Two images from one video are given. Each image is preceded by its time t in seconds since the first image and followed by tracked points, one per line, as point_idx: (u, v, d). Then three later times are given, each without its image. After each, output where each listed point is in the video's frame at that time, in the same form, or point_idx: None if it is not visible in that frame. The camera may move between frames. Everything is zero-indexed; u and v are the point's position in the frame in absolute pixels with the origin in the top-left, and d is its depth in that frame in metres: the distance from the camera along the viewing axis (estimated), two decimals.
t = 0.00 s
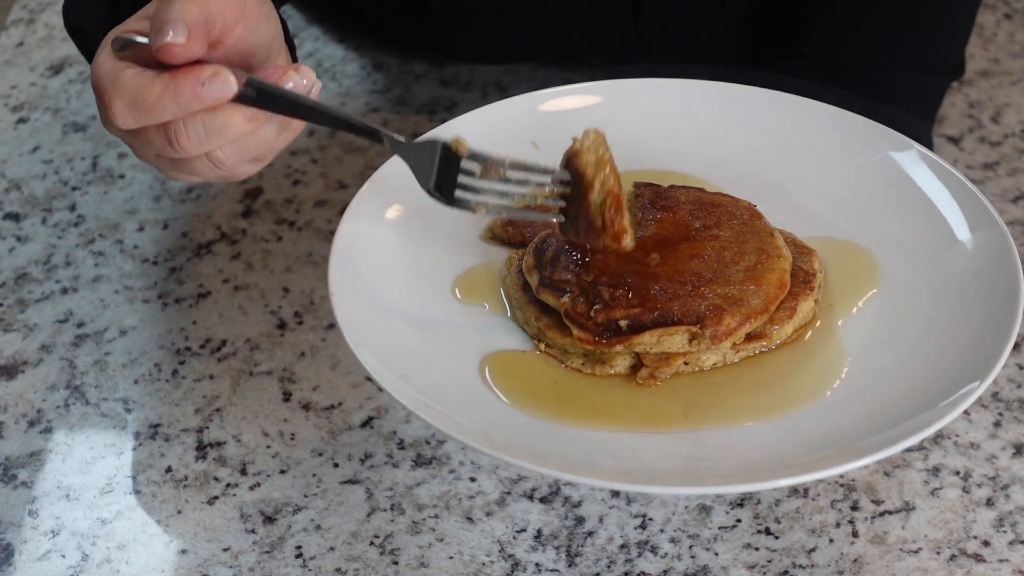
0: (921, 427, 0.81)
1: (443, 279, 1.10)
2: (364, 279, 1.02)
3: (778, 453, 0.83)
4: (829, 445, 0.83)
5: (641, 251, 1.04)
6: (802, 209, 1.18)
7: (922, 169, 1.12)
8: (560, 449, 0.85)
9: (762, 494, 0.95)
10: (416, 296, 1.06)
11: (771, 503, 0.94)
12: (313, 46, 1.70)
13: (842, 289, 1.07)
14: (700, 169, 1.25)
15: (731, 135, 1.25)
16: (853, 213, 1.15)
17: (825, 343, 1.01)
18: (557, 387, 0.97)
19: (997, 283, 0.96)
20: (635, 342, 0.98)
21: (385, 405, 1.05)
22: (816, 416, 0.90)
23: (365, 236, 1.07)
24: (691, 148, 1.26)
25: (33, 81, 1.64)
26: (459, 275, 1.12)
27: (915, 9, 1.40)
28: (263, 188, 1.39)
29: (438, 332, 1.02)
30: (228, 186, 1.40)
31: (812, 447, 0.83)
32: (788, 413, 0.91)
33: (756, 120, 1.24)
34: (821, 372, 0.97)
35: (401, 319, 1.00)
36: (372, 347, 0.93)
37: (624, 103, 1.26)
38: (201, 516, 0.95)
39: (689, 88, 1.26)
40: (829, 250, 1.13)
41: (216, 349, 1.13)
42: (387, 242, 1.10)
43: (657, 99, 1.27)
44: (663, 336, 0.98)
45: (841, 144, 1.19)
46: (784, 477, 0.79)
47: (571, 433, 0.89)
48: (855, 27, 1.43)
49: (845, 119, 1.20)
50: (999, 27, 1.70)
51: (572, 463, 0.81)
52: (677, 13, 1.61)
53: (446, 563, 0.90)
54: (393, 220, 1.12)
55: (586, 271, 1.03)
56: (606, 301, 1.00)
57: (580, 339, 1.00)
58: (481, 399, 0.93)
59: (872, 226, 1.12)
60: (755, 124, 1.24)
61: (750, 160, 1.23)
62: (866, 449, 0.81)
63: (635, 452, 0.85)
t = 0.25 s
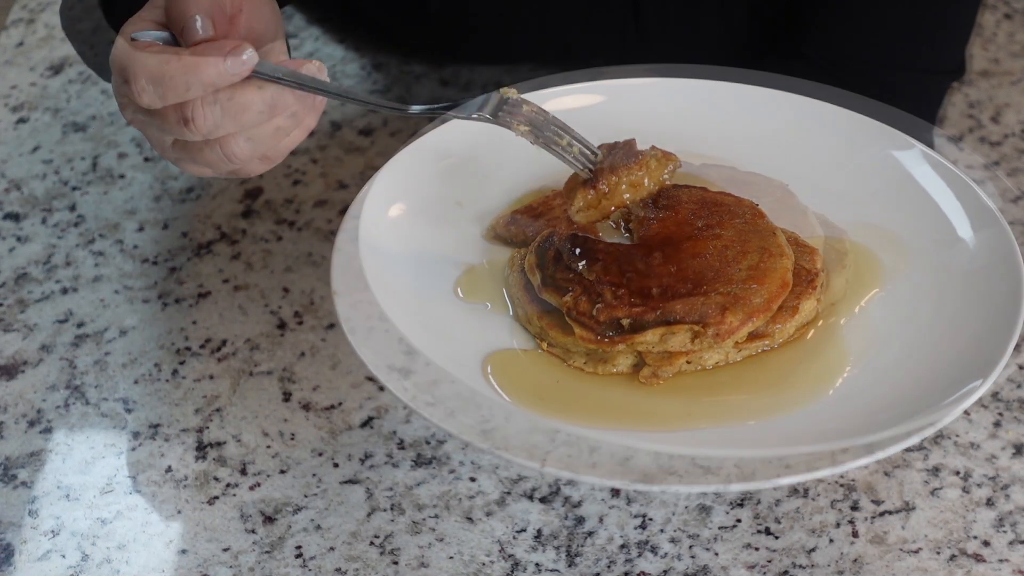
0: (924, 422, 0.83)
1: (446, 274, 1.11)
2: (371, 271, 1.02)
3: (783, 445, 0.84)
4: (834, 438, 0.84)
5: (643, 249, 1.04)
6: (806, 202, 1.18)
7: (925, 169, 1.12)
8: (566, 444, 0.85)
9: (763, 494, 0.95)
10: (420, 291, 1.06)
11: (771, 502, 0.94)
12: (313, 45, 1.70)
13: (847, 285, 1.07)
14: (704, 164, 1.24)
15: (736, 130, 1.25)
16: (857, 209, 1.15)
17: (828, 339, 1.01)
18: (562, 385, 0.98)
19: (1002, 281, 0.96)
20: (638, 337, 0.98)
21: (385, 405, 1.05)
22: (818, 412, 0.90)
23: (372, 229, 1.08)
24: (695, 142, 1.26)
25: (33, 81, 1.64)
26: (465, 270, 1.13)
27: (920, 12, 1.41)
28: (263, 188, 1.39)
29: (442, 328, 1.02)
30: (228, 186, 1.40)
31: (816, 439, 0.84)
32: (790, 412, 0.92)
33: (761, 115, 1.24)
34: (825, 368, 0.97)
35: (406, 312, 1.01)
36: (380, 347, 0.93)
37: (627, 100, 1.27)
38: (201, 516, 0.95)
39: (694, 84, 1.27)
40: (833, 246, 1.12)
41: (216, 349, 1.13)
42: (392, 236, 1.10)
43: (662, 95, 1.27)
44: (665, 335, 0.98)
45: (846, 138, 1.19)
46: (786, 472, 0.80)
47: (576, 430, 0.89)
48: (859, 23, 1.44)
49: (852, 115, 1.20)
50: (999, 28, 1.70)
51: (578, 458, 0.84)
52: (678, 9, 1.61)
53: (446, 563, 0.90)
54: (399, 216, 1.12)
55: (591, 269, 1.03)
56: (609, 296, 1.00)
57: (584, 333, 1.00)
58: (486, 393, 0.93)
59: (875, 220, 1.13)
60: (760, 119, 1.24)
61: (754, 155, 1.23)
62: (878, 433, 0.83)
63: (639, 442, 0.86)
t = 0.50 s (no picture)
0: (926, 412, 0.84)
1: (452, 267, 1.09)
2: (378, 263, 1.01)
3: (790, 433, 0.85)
4: (839, 425, 0.85)
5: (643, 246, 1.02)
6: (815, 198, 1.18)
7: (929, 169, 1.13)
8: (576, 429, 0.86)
9: (763, 494, 0.95)
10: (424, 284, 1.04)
11: (771, 502, 0.94)
12: (312, 46, 1.69)
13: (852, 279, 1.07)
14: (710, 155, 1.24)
15: (745, 123, 1.24)
16: (865, 205, 1.15)
17: (834, 336, 1.00)
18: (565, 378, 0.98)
19: (1007, 279, 0.95)
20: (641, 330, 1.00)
21: (385, 405, 1.05)
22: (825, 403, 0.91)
23: (378, 221, 1.06)
24: (703, 136, 1.25)
25: (33, 81, 1.64)
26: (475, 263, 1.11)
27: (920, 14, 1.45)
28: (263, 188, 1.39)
29: (448, 323, 0.99)
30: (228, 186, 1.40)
31: (819, 428, 0.85)
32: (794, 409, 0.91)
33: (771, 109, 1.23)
34: (831, 363, 0.96)
35: (412, 306, 0.99)
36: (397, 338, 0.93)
37: (633, 93, 1.26)
38: (201, 516, 0.95)
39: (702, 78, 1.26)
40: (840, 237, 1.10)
41: (216, 349, 1.13)
42: (396, 226, 1.08)
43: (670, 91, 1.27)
44: (671, 334, 0.98)
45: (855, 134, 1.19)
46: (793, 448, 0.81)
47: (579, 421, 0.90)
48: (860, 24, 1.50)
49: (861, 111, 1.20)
50: (999, 28, 1.70)
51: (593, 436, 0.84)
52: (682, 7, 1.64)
53: (446, 563, 0.90)
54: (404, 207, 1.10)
55: (594, 267, 1.02)
56: (613, 292, 1.00)
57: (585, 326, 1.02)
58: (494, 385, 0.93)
59: (885, 217, 1.13)
60: (770, 112, 1.23)
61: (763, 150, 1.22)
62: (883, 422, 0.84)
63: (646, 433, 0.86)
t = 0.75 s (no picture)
0: (938, 416, 0.82)
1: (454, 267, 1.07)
2: (386, 264, 1.00)
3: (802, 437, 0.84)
4: (847, 427, 0.85)
5: (646, 256, 1.01)
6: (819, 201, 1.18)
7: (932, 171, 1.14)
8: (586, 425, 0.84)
9: (763, 494, 0.95)
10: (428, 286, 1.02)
11: (771, 502, 0.94)
12: (312, 46, 1.70)
13: (855, 283, 1.06)
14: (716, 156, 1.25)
15: (746, 130, 1.25)
16: (868, 208, 1.16)
17: (840, 340, 0.99)
18: (574, 365, 0.97)
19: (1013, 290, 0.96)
20: (645, 339, 1.00)
21: (385, 405, 1.05)
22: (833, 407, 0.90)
23: (381, 223, 1.04)
24: (707, 141, 1.26)
25: (33, 81, 1.64)
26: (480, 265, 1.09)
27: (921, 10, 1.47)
28: (263, 188, 1.39)
29: (454, 324, 0.97)
30: (228, 185, 1.40)
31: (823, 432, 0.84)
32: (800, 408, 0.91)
33: (772, 116, 1.24)
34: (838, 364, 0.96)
35: (419, 307, 0.97)
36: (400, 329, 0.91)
37: (637, 94, 1.27)
38: (201, 516, 0.95)
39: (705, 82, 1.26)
40: (842, 242, 1.08)
41: (216, 349, 1.13)
42: (398, 229, 1.06)
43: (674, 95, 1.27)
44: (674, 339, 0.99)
45: (856, 140, 1.20)
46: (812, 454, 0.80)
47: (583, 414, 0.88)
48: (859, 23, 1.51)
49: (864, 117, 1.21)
50: (999, 28, 1.70)
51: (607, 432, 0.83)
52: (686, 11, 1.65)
53: (446, 563, 0.90)
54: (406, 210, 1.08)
55: (597, 276, 1.01)
56: (617, 300, 0.99)
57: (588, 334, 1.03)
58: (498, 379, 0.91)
59: (889, 219, 1.13)
60: (770, 119, 1.24)
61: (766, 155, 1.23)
62: (892, 428, 0.82)
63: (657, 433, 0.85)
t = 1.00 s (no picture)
0: (937, 414, 0.82)
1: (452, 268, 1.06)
2: (383, 264, 0.99)
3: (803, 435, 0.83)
4: (843, 426, 0.84)
5: (643, 257, 1.01)
6: (819, 202, 1.17)
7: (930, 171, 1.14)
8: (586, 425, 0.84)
9: (763, 494, 0.95)
10: (425, 285, 1.01)
11: (771, 503, 0.94)
12: (313, 46, 1.70)
13: (853, 283, 1.06)
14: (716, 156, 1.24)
15: (744, 132, 1.25)
16: (867, 208, 1.15)
17: (839, 340, 0.99)
18: (571, 367, 0.97)
19: (1012, 291, 0.96)
20: (642, 340, 1.00)
21: (385, 405, 1.05)
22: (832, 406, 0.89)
23: (378, 223, 1.04)
24: (705, 142, 1.26)
25: (33, 81, 1.64)
26: (476, 267, 1.08)
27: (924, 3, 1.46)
28: (263, 187, 1.39)
29: (451, 324, 0.97)
30: (228, 185, 1.40)
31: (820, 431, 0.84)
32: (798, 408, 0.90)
33: (769, 119, 1.25)
34: (836, 364, 0.95)
35: (416, 307, 0.96)
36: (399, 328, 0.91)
37: (635, 97, 1.27)
38: (201, 516, 0.95)
39: (703, 84, 1.27)
40: (839, 242, 1.08)
41: (216, 349, 1.13)
42: (395, 228, 1.05)
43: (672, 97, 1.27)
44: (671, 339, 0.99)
45: (856, 140, 1.20)
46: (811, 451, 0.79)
47: (579, 414, 0.88)
48: (861, 20, 1.49)
49: (862, 117, 1.21)
50: (999, 28, 1.70)
51: (603, 431, 0.82)
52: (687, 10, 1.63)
53: (446, 563, 0.90)
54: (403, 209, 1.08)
55: (594, 277, 1.00)
56: (614, 300, 0.98)
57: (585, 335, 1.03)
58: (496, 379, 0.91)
59: (889, 220, 1.13)
60: (768, 121, 1.24)
61: (765, 155, 1.23)
62: (889, 427, 0.81)
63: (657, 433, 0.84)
